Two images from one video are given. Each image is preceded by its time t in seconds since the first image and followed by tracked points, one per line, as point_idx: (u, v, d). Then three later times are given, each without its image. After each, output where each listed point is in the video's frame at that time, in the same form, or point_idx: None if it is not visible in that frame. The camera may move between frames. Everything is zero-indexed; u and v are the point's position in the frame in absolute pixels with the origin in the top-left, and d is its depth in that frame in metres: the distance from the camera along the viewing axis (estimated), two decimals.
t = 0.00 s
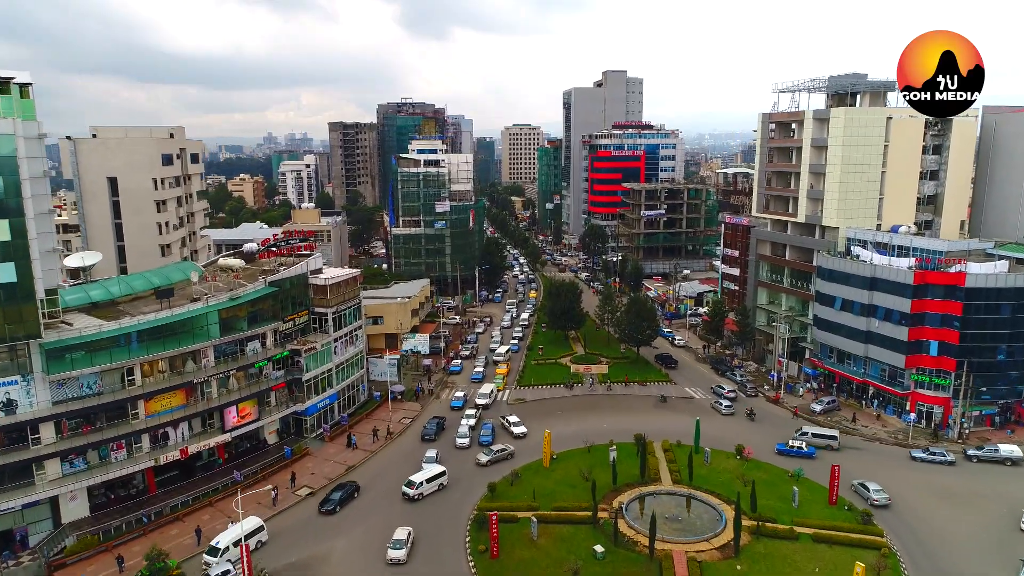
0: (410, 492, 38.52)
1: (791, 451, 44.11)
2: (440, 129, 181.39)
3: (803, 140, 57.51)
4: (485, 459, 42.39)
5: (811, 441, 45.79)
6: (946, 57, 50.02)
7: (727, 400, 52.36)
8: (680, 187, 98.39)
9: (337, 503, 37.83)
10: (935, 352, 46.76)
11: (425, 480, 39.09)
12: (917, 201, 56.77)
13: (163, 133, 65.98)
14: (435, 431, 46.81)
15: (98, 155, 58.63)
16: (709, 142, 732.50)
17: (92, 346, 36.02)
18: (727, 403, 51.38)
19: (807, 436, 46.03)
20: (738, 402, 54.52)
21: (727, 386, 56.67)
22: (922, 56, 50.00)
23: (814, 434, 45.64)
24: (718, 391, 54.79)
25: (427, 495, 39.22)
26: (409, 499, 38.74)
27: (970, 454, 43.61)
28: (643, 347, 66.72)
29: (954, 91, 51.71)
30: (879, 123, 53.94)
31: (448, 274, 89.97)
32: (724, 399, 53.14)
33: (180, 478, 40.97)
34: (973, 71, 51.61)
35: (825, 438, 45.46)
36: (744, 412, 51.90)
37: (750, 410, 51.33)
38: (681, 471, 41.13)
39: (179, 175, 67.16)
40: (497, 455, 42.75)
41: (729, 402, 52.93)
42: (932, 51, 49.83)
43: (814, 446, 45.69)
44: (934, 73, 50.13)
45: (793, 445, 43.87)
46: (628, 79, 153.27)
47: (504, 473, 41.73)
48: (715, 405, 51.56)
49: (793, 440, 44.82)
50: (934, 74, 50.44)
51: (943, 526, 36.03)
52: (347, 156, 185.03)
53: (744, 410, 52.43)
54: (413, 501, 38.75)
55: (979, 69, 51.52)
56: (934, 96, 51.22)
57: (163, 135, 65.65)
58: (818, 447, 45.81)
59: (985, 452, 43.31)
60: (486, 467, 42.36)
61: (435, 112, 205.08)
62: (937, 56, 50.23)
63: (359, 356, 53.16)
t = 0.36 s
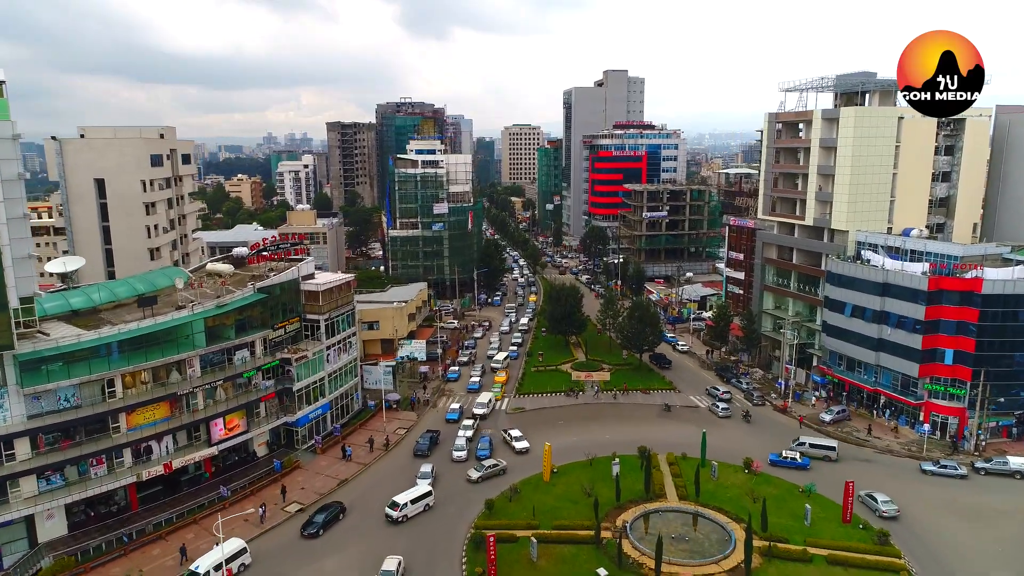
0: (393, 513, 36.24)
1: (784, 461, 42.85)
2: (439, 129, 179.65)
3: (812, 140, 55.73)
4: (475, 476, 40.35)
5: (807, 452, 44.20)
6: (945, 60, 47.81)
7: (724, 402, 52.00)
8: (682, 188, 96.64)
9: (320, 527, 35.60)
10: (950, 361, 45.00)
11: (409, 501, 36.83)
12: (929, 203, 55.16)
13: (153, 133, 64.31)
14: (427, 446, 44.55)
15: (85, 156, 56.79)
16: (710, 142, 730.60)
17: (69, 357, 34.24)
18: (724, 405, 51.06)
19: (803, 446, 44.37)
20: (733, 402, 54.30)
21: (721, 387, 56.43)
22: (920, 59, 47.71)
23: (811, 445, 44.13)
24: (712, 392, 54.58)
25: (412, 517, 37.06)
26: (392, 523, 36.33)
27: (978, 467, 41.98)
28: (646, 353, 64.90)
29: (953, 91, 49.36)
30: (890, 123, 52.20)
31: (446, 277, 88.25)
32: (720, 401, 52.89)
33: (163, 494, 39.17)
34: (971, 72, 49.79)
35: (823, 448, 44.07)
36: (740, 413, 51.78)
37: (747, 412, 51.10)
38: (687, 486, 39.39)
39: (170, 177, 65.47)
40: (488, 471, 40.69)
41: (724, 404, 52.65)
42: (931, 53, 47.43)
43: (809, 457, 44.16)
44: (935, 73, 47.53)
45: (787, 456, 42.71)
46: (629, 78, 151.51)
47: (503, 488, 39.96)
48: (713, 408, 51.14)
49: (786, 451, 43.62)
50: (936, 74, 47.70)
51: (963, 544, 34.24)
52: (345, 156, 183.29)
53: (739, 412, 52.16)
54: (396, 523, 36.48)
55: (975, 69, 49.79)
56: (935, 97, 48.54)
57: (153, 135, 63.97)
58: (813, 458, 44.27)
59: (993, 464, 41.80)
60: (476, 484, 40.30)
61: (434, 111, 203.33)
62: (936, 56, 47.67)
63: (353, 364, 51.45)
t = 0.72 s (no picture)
0: (377, 535, 34.13)
1: (779, 471, 41.57)
2: (438, 128, 178.13)
3: (820, 141, 54.17)
4: (468, 491, 38.63)
5: (804, 461, 43.11)
6: (944, 59, 46.08)
7: (721, 404, 51.90)
8: (685, 189, 95.10)
9: (305, 549, 33.49)
10: (965, 369, 43.49)
11: (394, 522, 34.68)
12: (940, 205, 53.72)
13: (144, 133, 62.80)
14: (421, 460, 42.64)
15: (73, 157, 55.22)
16: (710, 142, 728.94)
17: (49, 367, 32.69)
18: (721, 407, 50.99)
19: (800, 455, 43.22)
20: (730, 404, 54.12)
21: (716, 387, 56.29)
22: (919, 59, 45.89)
23: (808, 454, 42.98)
24: (709, 394, 54.44)
25: (398, 538, 34.88)
26: (377, 545, 34.20)
27: (985, 479, 40.55)
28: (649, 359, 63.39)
29: (953, 91, 47.87)
30: (901, 123, 50.70)
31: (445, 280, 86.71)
32: (717, 403, 52.87)
33: (149, 509, 37.59)
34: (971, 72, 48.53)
35: (822, 458, 42.80)
36: (737, 415, 51.61)
37: (743, 413, 51.15)
38: (694, 501, 37.86)
39: (162, 178, 63.94)
40: (481, 486, 38.98)
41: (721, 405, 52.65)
42: (931, 52, 45.60)
43: (806, 466, 43.02)
44: (935, 73, 45.74)
45: (782, 466, 41.45)
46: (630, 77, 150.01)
47: (502, 502, 38.41)
48: (710, 409, 51.09)
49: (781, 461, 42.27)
50: (937, 74, 46.06)
51: (984, 562, 32.65)
52: (344, 156, 181.68)
53: (736, 412, 52.25)
54: (381, 545, 34.34)
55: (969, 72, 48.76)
56: (937, 97, 46.97)
57: (144, 135, 62.45)
58: (811, 469, 43.03)
59: (1001, 476, 40.41)
60: (470, 499, 38.58)
61: (434, 110, 201.86)
62: (936, 57, 45.93)
63: (349, 372, 49.99)
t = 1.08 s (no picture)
0: (360, 561, 31.97)
1: (773, 483, 40.04)
2: (438, 129, 176.42)
3: (831, 141, 52.44)
4: (462, 509, 36.76)
5: (801, 473, 41.53)
6: (945, 60, 44.88)
7: (719, 407, 51.41)
8: (689, 190, 93.38)
9: None
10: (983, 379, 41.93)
11: (378, 547, 32.50)
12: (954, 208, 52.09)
13: (134, 134, 61.13)
14: (415, 478, 40.56)
15: (59, 158, 53.45)
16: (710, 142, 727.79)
17: (25, 380, 30.99)
18: (720, 409, 50.51)
19: (797, 466, 41.59)
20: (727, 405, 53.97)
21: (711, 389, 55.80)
22: (919, 60, 44.80)
23: (806, 466, 41.38)
24: (705, 395, 54.21)
25: (382, 564, 32.63)
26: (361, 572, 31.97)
27: (995, 492, 38.99)
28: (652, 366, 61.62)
29: (954, 91, 46.26)
30: (915, 123, 49.01)
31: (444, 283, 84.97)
32: (714, 405, 52.44)
33: (132, 528, 35.87)
34: (971, 72, 46.90)
35: (820, 470, 41.23)
36: (734, 415, 51.77)
37: (741, 415, 50.84)
38: (703, 519, 36.13)
39: (152, 179, 62.21)
40: (476, 504, 37.13)
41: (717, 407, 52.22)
42: (931, 53, 44.47)
43: (804, 479, 41.43)
44: (936, 74, 44.61)
45: (776, 479, 39.90)
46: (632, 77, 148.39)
47: (502, 520, 36.67)
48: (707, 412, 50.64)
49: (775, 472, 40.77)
50: (936, 74, 44.94)
51: None
52: (342, 156, 179.89)
53: (733, 414, 52.00)
54: (364, 571, 32.13)
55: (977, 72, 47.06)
56: (936, 97, 45.84)
57: (133, 136, 60.75)
58: (809, 480, 41.49)
59: (1013, 490, 38.82)
60: (464, 518, 36.73)
61: (434, 111, 200.00)
62: (937, 56, 44.81)
63: (343, 381, 48.35)
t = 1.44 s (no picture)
0: None
1: (766, 497, 38.48)
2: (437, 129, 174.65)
3: (841, 142, 50.72)
4: (457, 528, 35.04)
5: (798, 486, 39.98)
6: (947, 59, 42.52)
7: (717, 409, 51.03)
8: (692, 192, 91.68)
9: None
10: (1004, 390, 40.40)
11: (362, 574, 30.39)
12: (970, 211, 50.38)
13: (123, 134, 59.46)
14: (407, 498, 38.12)
15: (45, 159, 51.75)
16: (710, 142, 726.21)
17: None
18: (717, 412, 50.19)
19: (793, 479, 40.05)
20: (721, 406, 54.14)
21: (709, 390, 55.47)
22: (918, 59, 42.68)
23: (802, 479, 39.84)
24: (701, 396, 54.36)
25: None
26: None
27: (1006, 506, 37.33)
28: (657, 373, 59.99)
29: (954, 91, 43.79)
30: (930, 123, 47.29)
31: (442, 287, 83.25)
32: (711, 407, 52.17)
33: (113, 547, 34.11)
34: (972, 71, 44.15)
35: (818, 483, 39.70)
36: (731, 417, 51.53)
37: (738, 417, 50.63)
38: (712, 539, 34.40)
39: (142, 181, 60.51)
40: (472, 522, 35.45)
41: (714, 409, 51.98)
42: (932, 52, 42.23)
43: (800, 492, 39.90)
44: (936, 73, 42.22)
45: (768, 491, 38.25)
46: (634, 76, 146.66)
47: (500, 539, 34.93)
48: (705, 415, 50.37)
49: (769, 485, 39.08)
50: (937, 74, 42.48)
51: None
52: (341, 157, 178.14)
53: (730, 416, 51.83)
54: None
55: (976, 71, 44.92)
56: (936, 98, 43.24)
57: (123, 136, 59.07)
58: (806, 493, 39.95)
59: None
60: (459, 537, 34.98)
61: (434, 110, 198.19)
62: (936, 57, 42.56)
63: (338, 390, 46.65)
